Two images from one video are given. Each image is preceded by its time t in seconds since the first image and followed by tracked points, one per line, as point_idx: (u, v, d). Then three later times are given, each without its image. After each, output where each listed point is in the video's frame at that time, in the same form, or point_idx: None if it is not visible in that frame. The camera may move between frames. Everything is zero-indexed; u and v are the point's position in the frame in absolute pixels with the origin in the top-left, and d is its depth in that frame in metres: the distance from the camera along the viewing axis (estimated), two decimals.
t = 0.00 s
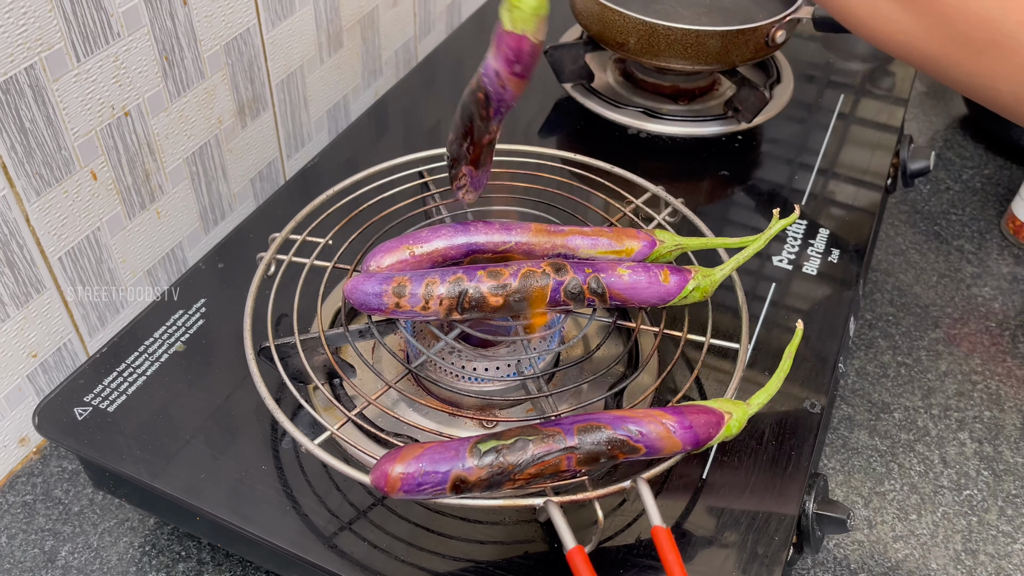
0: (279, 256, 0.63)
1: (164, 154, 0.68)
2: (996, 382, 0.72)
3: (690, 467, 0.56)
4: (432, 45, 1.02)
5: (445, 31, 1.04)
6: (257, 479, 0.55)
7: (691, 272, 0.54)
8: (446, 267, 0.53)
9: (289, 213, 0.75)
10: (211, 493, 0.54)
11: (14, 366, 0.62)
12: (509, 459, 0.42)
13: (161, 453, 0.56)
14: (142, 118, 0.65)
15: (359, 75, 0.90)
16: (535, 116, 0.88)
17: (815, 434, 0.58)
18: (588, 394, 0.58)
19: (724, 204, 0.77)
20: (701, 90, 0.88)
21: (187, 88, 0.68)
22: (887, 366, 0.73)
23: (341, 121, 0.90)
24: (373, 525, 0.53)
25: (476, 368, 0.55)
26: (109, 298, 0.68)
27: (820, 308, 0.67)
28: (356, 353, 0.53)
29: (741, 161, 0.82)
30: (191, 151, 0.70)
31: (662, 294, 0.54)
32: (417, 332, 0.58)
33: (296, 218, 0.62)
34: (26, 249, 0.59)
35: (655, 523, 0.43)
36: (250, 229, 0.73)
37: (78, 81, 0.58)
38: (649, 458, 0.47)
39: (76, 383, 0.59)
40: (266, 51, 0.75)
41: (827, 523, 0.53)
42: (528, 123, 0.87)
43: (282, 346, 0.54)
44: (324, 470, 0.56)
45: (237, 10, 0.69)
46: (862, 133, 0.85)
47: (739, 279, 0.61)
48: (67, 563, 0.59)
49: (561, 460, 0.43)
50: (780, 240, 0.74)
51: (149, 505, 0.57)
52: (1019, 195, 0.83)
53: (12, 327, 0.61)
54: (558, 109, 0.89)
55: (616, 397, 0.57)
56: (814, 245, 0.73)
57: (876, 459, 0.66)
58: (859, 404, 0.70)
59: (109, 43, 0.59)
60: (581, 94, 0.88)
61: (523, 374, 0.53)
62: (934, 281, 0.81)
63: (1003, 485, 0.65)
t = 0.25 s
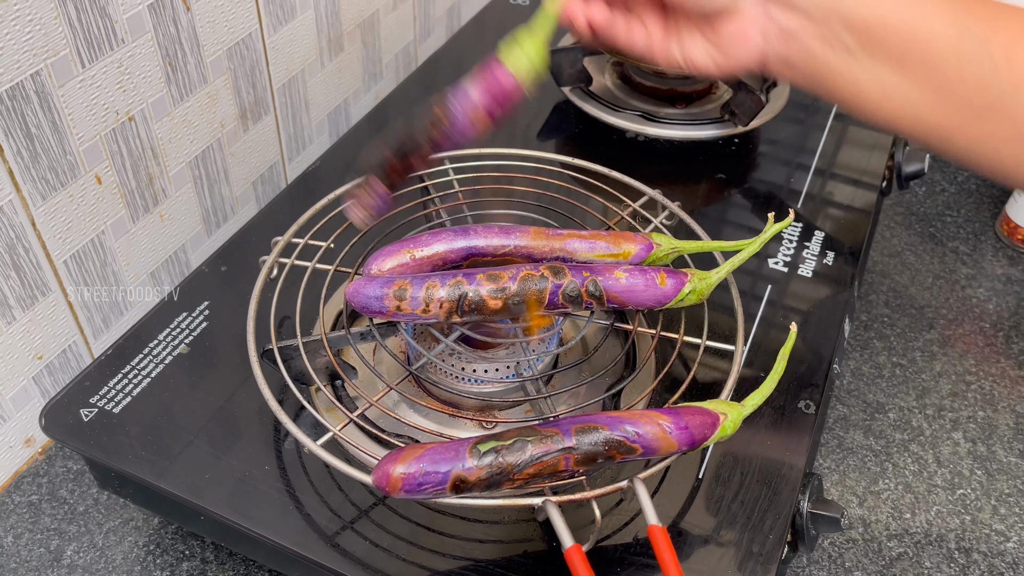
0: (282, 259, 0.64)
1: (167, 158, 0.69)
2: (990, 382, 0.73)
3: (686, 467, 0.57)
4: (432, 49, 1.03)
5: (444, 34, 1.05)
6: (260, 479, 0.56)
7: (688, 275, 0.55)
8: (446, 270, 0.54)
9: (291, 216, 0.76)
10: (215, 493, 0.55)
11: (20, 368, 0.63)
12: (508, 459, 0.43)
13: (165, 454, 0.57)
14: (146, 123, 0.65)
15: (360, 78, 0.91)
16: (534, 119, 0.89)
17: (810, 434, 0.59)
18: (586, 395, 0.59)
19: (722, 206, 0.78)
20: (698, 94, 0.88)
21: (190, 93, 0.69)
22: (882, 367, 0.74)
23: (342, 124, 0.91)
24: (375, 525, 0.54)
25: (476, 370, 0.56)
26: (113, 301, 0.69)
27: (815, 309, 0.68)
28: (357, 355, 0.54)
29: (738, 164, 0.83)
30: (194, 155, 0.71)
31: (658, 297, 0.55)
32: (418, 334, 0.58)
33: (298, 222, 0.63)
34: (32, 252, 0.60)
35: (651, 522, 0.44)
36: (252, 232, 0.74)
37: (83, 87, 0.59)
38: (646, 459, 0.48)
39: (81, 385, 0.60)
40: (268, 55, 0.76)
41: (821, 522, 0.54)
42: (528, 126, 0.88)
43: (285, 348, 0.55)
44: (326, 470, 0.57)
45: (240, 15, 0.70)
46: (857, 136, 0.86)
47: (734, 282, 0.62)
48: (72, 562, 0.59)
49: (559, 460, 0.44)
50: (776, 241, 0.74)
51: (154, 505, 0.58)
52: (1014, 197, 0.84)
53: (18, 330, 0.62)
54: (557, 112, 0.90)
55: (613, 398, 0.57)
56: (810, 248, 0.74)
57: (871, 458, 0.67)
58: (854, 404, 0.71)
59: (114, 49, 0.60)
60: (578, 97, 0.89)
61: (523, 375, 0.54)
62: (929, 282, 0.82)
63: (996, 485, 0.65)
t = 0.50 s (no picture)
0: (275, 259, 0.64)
1: (161, 159, 0.69)
2: (984, 382, 0.73)
3: (679, 468, 0.57)
4: (428, 49, 1.03)
5: (440, 34, 1.05)
6: (254, 480, 0.56)
7: (680, 276, 0.55)
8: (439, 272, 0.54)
9: (285, 216, 0.75)
10: (208, 494, 0.55)
11: (13, 369, 0.63)
12: (499, 460, 0.43)
13: (158, 455, 0.57)
14: (140, 123, 0.65)
15: (355, 78, 0.91)
16: (529, 120, 0.89)
17: (803, 435, 0.59)
18: (579, 396, 0.59)
19: (716, 207, 0.78)
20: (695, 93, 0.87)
21: (184, 93, 0.68)
22: (876, 368, 0.74)
23: (337, 124, 0.91)
24: (368, 526, 0.54)
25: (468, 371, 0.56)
26: (107, 301, 0.69)
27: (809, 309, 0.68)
28: (350, 356, 0.54)
29: (733, 164, 0.83)
30: (188, 155, 0.71)
31: (651, 298, 0.55)
32: (411, 335, 0.58)
33: (291, 223, 0.63)
34: (25, 253, 0.60)
35: (642, 524, 0.44)
36: (246, 232, 0.74)
37: (75, 87, 0.59)
38: (638, 460, 0.48)
39: (74, 386, 0.60)
40: (262, 56, 0.75)
41: (813, 523, 0.54)
42: (523, 126, 0.88)
43: (278, 349, 0.55)
44: (320, 471, 0.57)
45: (234, 16, 0.70)
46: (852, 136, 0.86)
47: (727, 282, 0.62)
48: (65, 563, 0.59)
49: (550, 461, 0.44)
50: (771, 242, 0.74)
51: (147, 506, 0.57)
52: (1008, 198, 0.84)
53: (11, 330, 0.62)
54: (552, 112, 0.90)
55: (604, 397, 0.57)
56: (804, 248, 0.74)
57: (865, 459, 0.67)
58: (848, 404, 0.71)
59: (107, 50, 0.60)
60: (574, 97, 0.88)
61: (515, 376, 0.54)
62: (924, 283, 0.82)
63: (989, 485, 0.65)
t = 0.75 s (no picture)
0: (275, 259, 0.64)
1: (161, 158, 0.69)
2: (981, 382, 0.73)
3: (676, 467, 0.57)
4: (427, 48, 1.03)
5: (440, 34, 1.05)
6: (253, 479, 0.56)
7: (678, 276, 0.55)
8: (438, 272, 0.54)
9: (285, 216, 0.76)
10: (208, 493, 0.55)
11: (14, 368, 0.63)
12: (497, 459, 0.43)
13: (158, 454, 0.57)
14: (140, 123, 0.66)
15: (355, 78, 0.91)
16: (528, 120, 0.89)
17: (799, 435, 0.59)
18: (577, 395, 0.59)
19: (714, 207, 0.78)
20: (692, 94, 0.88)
21: (184, 93, 0.69)
22: (874, 368, 0.74)
23: (337, 124, 0.91)
24: (366, 524, 0.54)
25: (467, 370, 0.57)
26: (107, 300, 0.69)
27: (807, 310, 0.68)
28: (348, 355, 0.54)
29: (731, 165, 0.83)
30: (188, 155, 0.71)
31: (649, 298, 0.55)
32: (410, 334, 0.59)
33: (291, 222, 0.63)
34: (25, 252, 0.60)
35: (639, 522, 0.44)
36: (245, 231, 0.74)
37: (76, 87, 0.59)
38: (635, 459, 0.48)
39: (75, 385, 0.61)
40: (262, 56, 0.76)
41: (810, 522, 0.54)
42: (522, 126, 0.88)
43: (277, 348, 0.55)
44: (319, 470, 0.57)
45: (234, 16, 0.70)
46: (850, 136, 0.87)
47: (725, 283, 0.62)
48: (65, 561, 0.60)
49: (547, 460, 0.44)
50: (769, 242, 0.75)
51: (147, 504, 0.58)
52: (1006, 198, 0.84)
53: (12, 329, 0.62)
54: (551, 112, 0.90)
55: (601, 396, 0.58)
56: (801, 249, 0.74)
57: (862, 459, 0.67)
58: (846, 404, 0.71)
59: (107, 50, 0.60)
60: (572, 97, 0.89)
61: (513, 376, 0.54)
62: (921, 283, 0.83)
63: (986, 485, 0.66)
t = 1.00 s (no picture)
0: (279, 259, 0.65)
1: (166, 158, 0.69)
2: (980, 383, 0.74)
3: (677, 467, 0.57)
4: (430, 49, 1.04)
5: (442, 34, 1.06)
6: (257, 477, 0.57)
7: (679, 278, 0.56)
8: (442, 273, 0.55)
9: (288, 216, 0.76)
10: (213, 491, 0.56)
11: (20, 366, 0.64)
12: (500, 458, 0.44)
13: (163, 452, 0.58)
14: (146, 124, 0.66)
15: (358, 79, 0.91)
16: (531, 121, 0.90)
17: (799, 435, 0.59)
18: (579, 395, 0.59)
19: (715, 208, 0.79)
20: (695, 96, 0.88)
21: (189, 94, 0.69)
22: (874, 368, 0.75)
23: (340, 124, 0.91)
24: (369, 522, 0.55)
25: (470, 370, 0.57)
26: (112, 299, 0.70)
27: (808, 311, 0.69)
28: (353, 355, 0.55)
29: (733, 166, 0.84)
30: (192, 155, 0.72)
31: (651, 299, 0.55)
32: (413, 334, 0.59)
33: (295, 223, 0.63)
34: (32, 252, 0.61)
35: (640, 521, 0.45)
36: (249, 231, 0.74)
37: (82, 88, 0.60)
38: (636, 459, 0.48)
39: (81, 383, 0.61)
40: (266, 56, 0.76)
41: (809, 521, 0.55)
42: (524, 127, 0.89)
43: (282, 348, 0.56)
44: (322, 468, 0.57)
45: (238, 16, 0.71)
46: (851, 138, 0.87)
47: (726, 285, 0.62)
48: (71, 558, 0.60)
49: (550, 460, 0.44)
50: (769, 243, 0.75)
51: (152, 501, 0.58)
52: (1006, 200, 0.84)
53: (18, 328, 0.62)
54: (553, 113, 0.90)
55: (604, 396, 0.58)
56: (802, 250, 0.74)
57: (861, 459, 0.68)
58: (845, 405, 0.72)
59: (113, 51, 0.61)
60: (575, 99, 0.89)
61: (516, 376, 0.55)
62: (921, 284, 0.83)
63: (984, 485, 0.66)
